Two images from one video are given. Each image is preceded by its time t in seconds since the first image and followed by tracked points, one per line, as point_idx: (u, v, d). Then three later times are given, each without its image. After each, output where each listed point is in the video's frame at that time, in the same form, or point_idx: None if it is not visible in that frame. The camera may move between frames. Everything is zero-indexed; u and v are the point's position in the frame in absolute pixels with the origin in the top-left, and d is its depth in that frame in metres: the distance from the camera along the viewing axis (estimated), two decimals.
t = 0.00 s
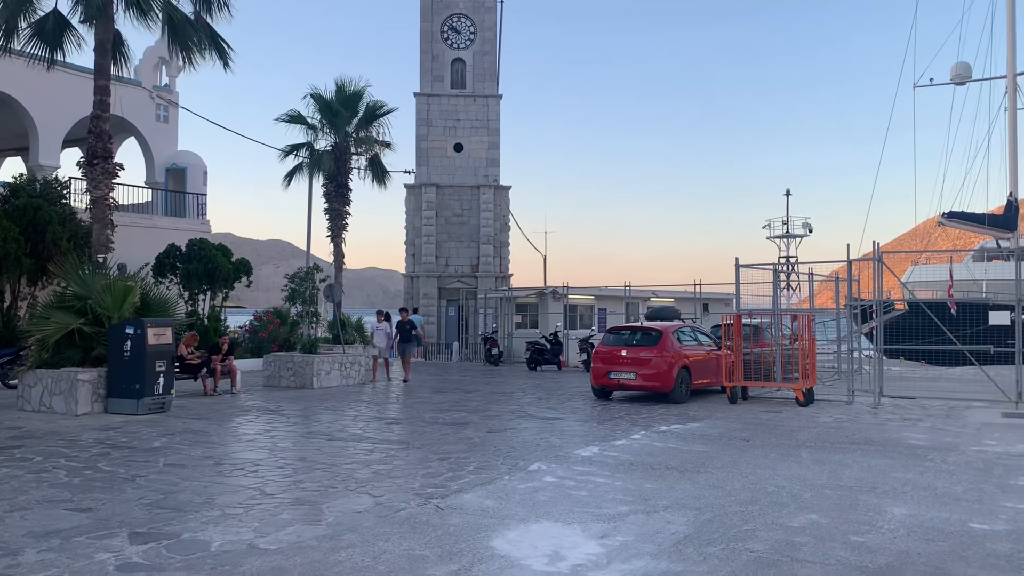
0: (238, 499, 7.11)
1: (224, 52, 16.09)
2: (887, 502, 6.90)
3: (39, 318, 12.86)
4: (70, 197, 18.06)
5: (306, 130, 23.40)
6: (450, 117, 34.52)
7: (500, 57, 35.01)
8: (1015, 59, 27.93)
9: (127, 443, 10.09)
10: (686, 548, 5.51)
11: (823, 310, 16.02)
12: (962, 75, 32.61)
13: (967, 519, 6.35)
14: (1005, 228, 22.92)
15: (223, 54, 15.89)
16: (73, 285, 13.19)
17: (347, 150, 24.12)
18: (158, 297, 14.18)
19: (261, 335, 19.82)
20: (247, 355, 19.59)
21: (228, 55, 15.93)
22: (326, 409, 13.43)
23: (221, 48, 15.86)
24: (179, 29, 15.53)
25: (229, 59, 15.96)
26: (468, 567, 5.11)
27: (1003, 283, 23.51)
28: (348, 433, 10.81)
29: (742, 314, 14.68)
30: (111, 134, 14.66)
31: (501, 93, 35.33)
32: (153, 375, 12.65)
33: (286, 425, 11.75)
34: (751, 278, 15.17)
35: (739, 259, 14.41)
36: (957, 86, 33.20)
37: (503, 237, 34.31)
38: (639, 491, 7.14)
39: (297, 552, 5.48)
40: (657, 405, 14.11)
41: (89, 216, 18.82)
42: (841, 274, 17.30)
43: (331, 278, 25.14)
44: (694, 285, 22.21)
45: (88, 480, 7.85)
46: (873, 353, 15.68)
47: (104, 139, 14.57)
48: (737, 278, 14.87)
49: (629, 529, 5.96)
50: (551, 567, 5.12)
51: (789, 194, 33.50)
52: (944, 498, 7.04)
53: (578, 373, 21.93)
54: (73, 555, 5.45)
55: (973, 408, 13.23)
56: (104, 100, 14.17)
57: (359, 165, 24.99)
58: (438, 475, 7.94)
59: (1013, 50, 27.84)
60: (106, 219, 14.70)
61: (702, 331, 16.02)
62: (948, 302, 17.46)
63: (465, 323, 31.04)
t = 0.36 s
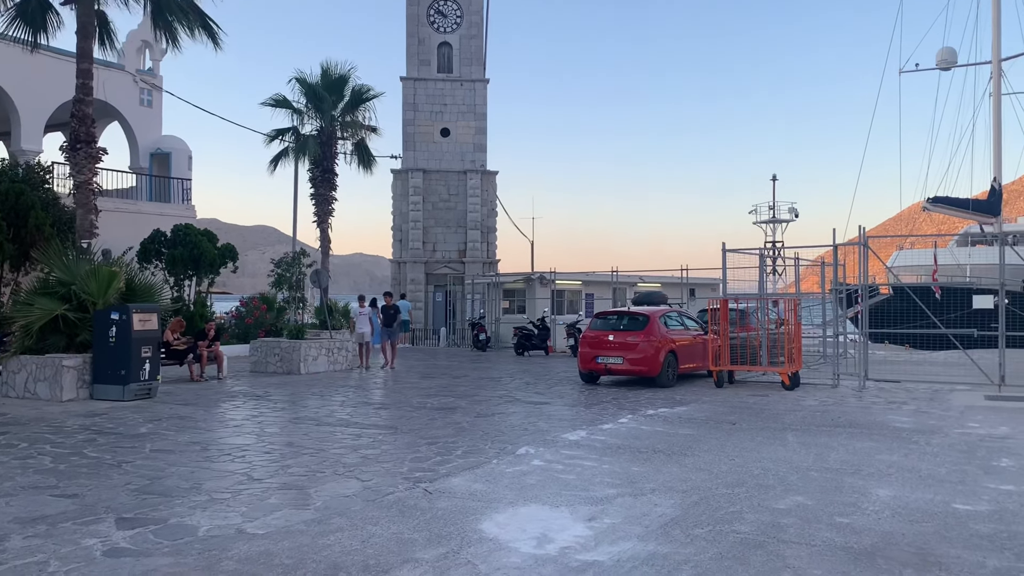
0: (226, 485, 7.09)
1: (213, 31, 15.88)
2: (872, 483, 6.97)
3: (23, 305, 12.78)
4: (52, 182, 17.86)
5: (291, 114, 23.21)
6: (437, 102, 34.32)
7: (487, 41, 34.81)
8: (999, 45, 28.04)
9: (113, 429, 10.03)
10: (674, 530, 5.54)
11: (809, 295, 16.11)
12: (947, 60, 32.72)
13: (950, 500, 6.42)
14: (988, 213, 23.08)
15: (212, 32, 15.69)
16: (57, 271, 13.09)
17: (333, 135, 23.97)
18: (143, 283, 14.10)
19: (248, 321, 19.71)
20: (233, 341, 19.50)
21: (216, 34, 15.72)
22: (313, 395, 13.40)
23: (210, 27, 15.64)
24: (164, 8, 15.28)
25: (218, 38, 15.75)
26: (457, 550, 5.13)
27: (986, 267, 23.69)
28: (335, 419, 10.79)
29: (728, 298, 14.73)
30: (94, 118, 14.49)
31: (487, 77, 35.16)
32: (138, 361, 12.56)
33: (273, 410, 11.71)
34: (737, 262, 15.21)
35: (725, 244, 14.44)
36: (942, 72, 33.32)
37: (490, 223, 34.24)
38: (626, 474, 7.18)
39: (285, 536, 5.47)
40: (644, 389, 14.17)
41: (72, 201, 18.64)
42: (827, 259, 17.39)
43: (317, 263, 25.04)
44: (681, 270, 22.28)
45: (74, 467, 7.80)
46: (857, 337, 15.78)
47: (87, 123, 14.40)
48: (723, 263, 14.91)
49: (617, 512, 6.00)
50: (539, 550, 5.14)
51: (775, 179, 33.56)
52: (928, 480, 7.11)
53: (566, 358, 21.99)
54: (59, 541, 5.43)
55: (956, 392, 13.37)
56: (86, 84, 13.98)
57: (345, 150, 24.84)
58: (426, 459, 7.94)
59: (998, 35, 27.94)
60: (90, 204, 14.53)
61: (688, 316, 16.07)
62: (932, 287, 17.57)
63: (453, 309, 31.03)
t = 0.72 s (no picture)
0: (200, 471, 7.00)
1: (193, 9, 15.56)
2: (847, 468, 7.02)
3: None
4: (25, 164, 17.53)
5: (269, 97, 22.92)
6: (418, 86, 34.06)
7: (468, 25, 34.56)
8: (978, 33, 28.22)
9: (87, 415, 9.89)
10: (650, 515, 5.54)
11: (787, 282, 16.18)
12: (927, 49, 32.90)
13: (924, 485, 6.48)
14: (966, 201, 23.27)
15: (192, 11, 15.39)
16: (29, 255, 12.84)
17: (312, 118, 23.72)
18: (119, 267, 13.90)
19: (226, 306, 19.50)
20: (211, 327, 19.30)
21: (197, 12, 15.43)
22: (291, 380, 13.31)
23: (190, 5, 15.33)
24: None
25: (198, 16, 15.46)
26: (433, 536, 5.10)
27: (963, 255, 23.90)
28: (314, 405, 10.71)
29: (708, 285, 14.78)
30: (67, 100, 14.21)
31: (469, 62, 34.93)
32: (113, 346, 12.39)
33: (251, 396, 11.61)
34: (716, 249, 15.23)
35: (705, 231, 14.45)
36: (921, 60, 33.50)
37: (471, 209, 34.11)
38: (603, 460, 7.19)
39: (259, 523, 5.42)
40: (624, 375, 14.20)
41: (46, 184, 18.32)
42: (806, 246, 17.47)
43: (296, 248, 24.83)
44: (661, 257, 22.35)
45: (46, 453, 7.69)
46: (836, 324, 15.87)
47: (60, 105, 14.12)
48: (703, 250, 14.92)
49: (594, 497, 6.00)
50: (515, 535, 5.12)
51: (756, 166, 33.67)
52: (903, 465, 7.17)
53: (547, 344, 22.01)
54: (28, 529, 5.34)
55: (931, 378, 13.51)
56: (60, 65, 13.69)
57: (324, 133, 24.60)
58: (403, 445, 7.90)
59: (977, 24, 28.11)
60: (64, 186, 14.27)
61: (668, 302, 16.10)
62: (909, 274, 17.69)
63: (433, 295, 30.95)
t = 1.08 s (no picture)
0: (171, 469, 6.88)
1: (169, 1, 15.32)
2: (824, 469, 7.00)
3: None
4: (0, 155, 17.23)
5: (251, 90, 22.71)
6: (402, 81, 33.87)
7: (454, 20, 34.40)
8: (961, 35, 28.36)
9: (58, 411, 9.72)
10: (625, 516, 5.49)
11: (770, 280, 16.17)
12: (911, 49, 33.05)
13: (900, 485, 6.46)
14: (947, 201, 23.39)
15: (170, 3, 15.17)
16: (2, 249, 12.60)
17: (295, 112, 23.53)
18: (95, 261, 13.71)
19: (205, 301, 19.25)
20: (190, 321, 19.07)
21: (175, 5, 15.23)
22: (269, 376, 13.18)
23: None
24: None
25: (176, 8, 15.25)
26: (404, 537, 5.02)
27: (944, 255, 24.04)
28: (290, 402, 10.59)
29: (690, 283, 14.74)
30: (43, 91, 13.98)
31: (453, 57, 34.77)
32: (88, 341, 12.21)
33: (227, 392, 11.48)
34: (699, 247, 15.20)
35: (687, 228, 14.42)
36: (905, 60, 33.66)
37: (455, 205, 34.03)
38: (580, 459, 7.13)
39: (227, 522, 5.31)
40: (605, 373, 14.16)
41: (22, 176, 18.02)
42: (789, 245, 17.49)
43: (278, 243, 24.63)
44: (644, 254, 22.34)
45: (13, 450, 7.53)
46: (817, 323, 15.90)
47: (35, 95, 13.88)
48: (685, 248, 14.89)
49: (569, 497, 5.93)
50: (488, 536, 5.05)
51: (740, 164, 33.72)
52: (880, 465, 7.16)
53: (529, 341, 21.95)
54: None
55: (911, 377, 13.55)
56: (34, 55, 13.46)
57: (307, 128, 24.40)
58: (379, 444, 7.81)
59: (960, 25, 28.27)
60: (38, 178, 14.03)
61: (650, 300, 16.07)
62: (891, 273, 17.74)
63: (416, 291, 30.82)
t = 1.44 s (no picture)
0: (145, 478, 6.77)
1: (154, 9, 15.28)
2: (808, 483, 6.93)
3: None
4: None
5: (242, 94, 22.63)
6: (396, 87, 33.84)
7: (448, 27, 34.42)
8: (953, 48, 28.49)
9: (36, 416, 9.59)
10: (604, 530, 5.41)
11: (760, 290, 16.12)
12: (903, 62, 33.19)
13: (883, 501, 6.40)
14: (938, 214, 23.41)
15: (156, 12, 15.14)
16: None
17: (286, 117, 23.47)
18: (80, 265, 13.59)
19: (193, 305, 19.06)
20: (177, 326, 18.88)
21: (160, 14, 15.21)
22: (254, 383, 13.06)
23: (153, 5, 15.07)
24: None
25: (161, 16, 15.22)
26: (377, 551, 4.92)
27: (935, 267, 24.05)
28: (273, 409, 10.47)
29: (680, 292, 14.68)
30: (29, 92, 13.87)
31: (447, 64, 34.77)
32: (71, 345, 12.06)
33: (210, 398, 11.36)
34: (689, 256, 15.15)
35: (677, 238, 14.37)
36: (898, 73, 33.79)
37: (447, 211, 33.99)
38: (562, 471, 7.05)
39: (197, 534, 5.21)
40: (592, 382, 14.08)
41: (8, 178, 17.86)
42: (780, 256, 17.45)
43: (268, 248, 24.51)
44: (635, 263, 22.30)
45: None
46: (806, 334, 15.86)
47: (21, 97, 13.76)
48: (675, 257, 14.84)
49: (548, 511, 5.84)
50: (463, 551, 4.96)
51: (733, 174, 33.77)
52: (864, 480, 7.09)
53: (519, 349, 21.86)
54: None
55: (899, 390, 13.51)
56: (21, 57, 13.35)
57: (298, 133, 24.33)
58: (360, 454, 7.71)
59: (952, 39, 28.40)
60: (23, 180, 13.89)
61: (640, 309, 16.01)
62: (881, 285, 17.71)
63: (407, 297, 30.71)
